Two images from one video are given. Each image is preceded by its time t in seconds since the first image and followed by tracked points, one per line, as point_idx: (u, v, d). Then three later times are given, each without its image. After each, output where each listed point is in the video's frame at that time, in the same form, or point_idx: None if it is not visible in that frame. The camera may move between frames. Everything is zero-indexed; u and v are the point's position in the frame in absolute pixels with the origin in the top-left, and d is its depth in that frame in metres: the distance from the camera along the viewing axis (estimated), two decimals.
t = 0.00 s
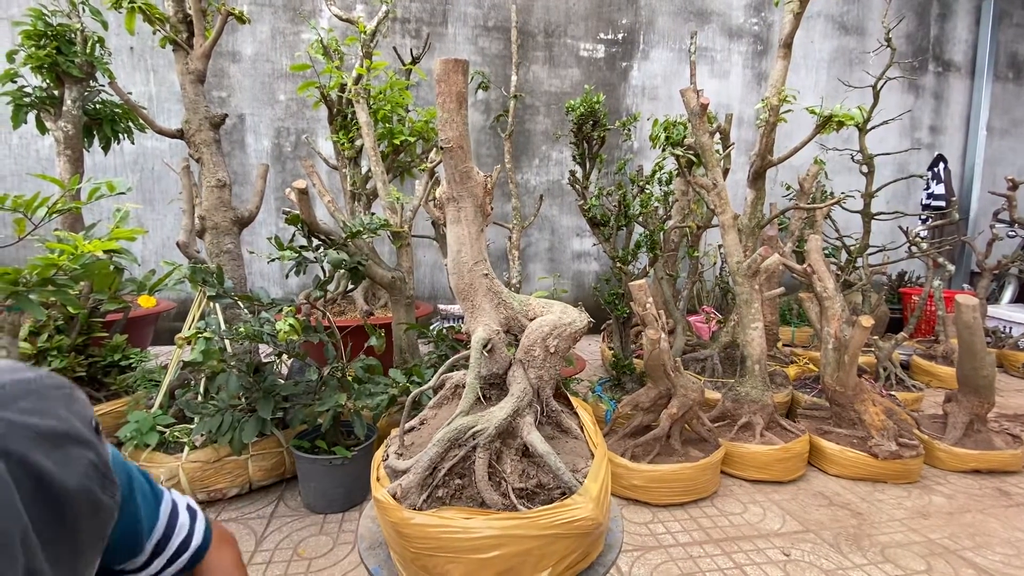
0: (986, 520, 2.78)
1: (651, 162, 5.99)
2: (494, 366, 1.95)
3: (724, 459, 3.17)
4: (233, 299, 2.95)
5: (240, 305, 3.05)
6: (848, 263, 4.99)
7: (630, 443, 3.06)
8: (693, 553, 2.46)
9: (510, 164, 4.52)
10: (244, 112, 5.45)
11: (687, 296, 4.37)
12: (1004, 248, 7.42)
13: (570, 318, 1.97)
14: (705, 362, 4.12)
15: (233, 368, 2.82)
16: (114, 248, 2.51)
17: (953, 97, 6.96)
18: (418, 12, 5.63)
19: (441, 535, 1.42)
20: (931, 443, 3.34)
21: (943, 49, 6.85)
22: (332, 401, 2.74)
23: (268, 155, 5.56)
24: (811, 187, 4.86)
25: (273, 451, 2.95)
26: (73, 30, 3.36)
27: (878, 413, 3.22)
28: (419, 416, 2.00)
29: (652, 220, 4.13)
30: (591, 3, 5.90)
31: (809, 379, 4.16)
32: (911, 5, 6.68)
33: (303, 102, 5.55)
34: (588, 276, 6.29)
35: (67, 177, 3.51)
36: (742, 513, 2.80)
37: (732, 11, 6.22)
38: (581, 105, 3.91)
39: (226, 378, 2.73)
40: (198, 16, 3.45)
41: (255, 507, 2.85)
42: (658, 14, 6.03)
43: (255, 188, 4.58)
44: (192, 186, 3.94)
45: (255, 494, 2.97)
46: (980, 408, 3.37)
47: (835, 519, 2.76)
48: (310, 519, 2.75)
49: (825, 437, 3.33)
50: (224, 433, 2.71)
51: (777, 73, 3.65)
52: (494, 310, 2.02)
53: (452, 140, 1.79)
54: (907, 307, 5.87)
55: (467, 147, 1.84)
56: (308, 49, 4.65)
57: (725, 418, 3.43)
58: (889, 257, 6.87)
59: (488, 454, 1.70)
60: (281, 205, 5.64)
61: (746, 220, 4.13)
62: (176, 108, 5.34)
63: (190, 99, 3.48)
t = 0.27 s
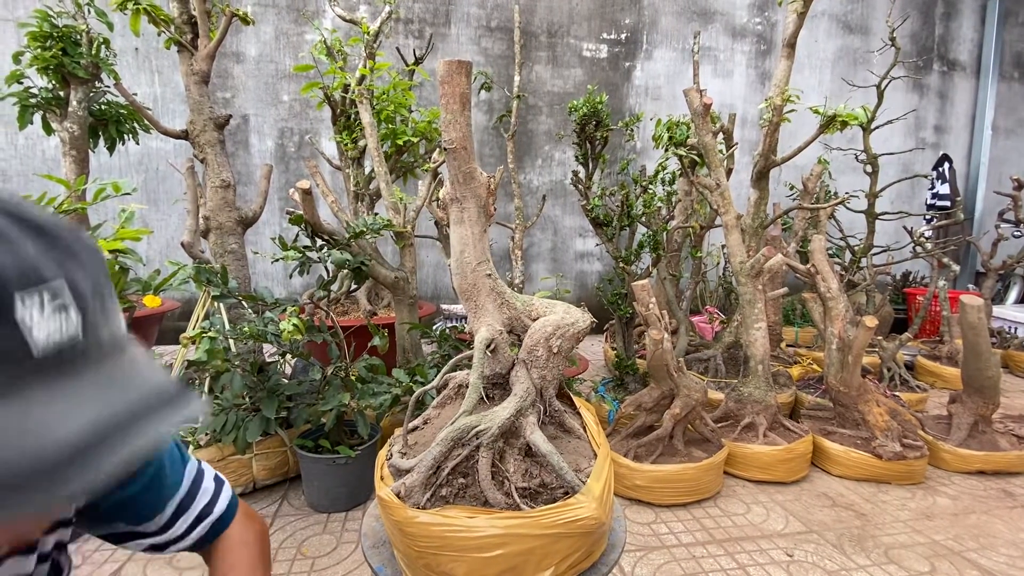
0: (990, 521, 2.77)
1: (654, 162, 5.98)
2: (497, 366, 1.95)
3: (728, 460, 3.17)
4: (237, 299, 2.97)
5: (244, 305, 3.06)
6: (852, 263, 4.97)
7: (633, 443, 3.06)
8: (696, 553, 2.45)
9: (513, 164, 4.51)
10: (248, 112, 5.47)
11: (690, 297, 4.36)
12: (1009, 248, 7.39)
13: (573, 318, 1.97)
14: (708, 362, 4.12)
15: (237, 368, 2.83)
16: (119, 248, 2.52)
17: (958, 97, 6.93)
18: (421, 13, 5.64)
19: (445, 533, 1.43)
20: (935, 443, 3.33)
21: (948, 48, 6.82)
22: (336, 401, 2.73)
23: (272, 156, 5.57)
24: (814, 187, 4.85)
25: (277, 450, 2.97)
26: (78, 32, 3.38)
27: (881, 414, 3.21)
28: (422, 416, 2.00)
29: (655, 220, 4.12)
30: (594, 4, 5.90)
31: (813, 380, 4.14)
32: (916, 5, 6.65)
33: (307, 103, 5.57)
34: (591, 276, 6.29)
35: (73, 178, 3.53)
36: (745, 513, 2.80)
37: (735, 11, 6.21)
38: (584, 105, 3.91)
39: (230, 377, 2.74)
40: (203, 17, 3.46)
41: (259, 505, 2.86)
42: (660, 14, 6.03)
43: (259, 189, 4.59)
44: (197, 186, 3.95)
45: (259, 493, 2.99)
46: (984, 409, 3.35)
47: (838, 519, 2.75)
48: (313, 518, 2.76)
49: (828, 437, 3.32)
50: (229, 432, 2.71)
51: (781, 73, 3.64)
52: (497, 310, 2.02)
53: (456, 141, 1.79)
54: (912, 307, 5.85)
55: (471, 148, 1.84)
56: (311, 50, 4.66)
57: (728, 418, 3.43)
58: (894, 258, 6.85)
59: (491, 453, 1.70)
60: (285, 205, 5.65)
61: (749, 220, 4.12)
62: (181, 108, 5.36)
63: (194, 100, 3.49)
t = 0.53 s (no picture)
0: (997, 522, 2.75)
1: (658, 162, 5.97)
2: (502, 365, 1.95)
3: (732, 460, 3.16)
4: (242, 299, 2.98)
5: (249, 304, 3.06)
6: (857, 262, 4.95)
7: (636, 443, 3.05)
8: (700, 554, 2.45)
9: (516, 164, 4.51)
10: (252, 113, 5.48)
11: (694, 296, 4.35)
12: (1016, 248, 7.34)
13: (579, 318, 1.96)
14: (712, 362, 4.11)
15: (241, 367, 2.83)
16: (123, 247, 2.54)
17: (964, 96, 6.90)
18: (424, 13, 5.64)
19: (450, 532, 1.43)
20: (940, 444, 3.32)
21: (953, 47, 6.79)
22: (340, 400, 2.73)
23: (276, 156, 5.59)
24: (819, 187, 4.83)
25: (282, 449, 2.98)
26: (83, 32, 3.39)
27: (887, 415, 3.19)
28: (427, 415, 2.00)
29: (659, 220, 4.11)
30: (597, 3, 5.89)
31: (817, 380, 4.13)
32: (921, 3, 6.63)
33: (311, 103, 5.58)
34: (594, 276, 6.28)
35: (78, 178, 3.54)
36: (749, 514, 2.79)
37: (739, 10, 6.20)
38: (587, 105, 3.91)
39: (235, 377, 2.75)
40: (208, 17, 3.47)
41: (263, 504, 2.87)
42: (664, 13, 6.01)
43: (262, 188, 4.60)
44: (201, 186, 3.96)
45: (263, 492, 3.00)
46: (990, 410, 3.34)
47: (843, 520, 2.74)
48: (317, 517, 2.77)
49: (833, 438, 3.30)
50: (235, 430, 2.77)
51: (785, 72, 3.62)
52: (502, 309, 2.02)
53: (461, 141, 1.79)
54: (917, 307, 5.83)
55: (476, 148, 1.84)
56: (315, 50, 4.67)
57: (732, 419, 3.42)
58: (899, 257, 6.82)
59: (497, 452, 1.70)
60: (289, 205, 5.66)
61: (753, 220, 4.10)
62: (186, 109, 5.38)
63: (199, 100, 3.50)
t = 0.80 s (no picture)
0: (1003, 524, 2.73)
1: (661, 162, 5.96)
2: (509, 365, 1.95)
3: (736, 461, 3.15)
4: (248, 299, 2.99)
5: (254, 304, 3.08)
6: (862, 262, 4.94)
7: (641, 444, 3.05)
8: (704, 554, 2.44)
9: (519, 164, 4.50)
10: (256, 113, 5.49)
11: (698, 297, 4.34)
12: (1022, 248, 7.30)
13: (585, 318, 1.96)
14: (716, 363, 4.10)
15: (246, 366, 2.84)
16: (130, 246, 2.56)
17: (970, 96, 6.87)
18: (428, 13, 5.64)
19: (457, 531, 1.44)
20: (946, 445, 3.30)
21: (959, 46, 6.75)
22: (345, 400, 2.74)
23: (280, 156, 5.60)
24: (824, 187, 4.82)
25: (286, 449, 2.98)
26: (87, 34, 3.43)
27: (892, 415, 3.18)
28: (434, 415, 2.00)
29: (663, 220, 4.10)
30: (601, 3, 5.88)
31: (822, 381, 4.12)
32: (927, 2, 6.60)
33: (315, 103, 5.59)
34: (598, 276, 6.27)
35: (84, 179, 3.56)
36: (754, 514, 2.78)
37: (743, 9, 6.18)
38: (591, 105, 3.91)
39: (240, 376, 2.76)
40: (213, 18, 3.48)
41: (268, 504, 2.88)
42: (668, 13, 6.00)
43: (267, 188, 4.61)
44: (206, 186, 3.98)
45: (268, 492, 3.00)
46: (997, 411, 3.32)
47: (848, 521, 2.73)
48: (322, 516, 2.77)
49: (838, 438, 3.29)
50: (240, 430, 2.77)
51: (790, 72, 3.61)
52: (509, 309, 2.02)
53: (467, 142, 1.80)
54: (922, 307, 5.80)
55: (482, 149, 1.85)
56: (319, 50, 4.68)
57: (736, 419, 3.41)
58: (904, 258, 6.79)
59: (504, 452, 1.70)
60: (293, 205, 5.68)
61: (757, 220, 4.09)
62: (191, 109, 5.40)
63: (205, 101, 3.51)
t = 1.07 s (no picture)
0: (1008, 525, 2.72)
1: (664, 162, 5.95)
2: (512, 365, 1.95)
3: (739, 461, 3.14)
4: (252, 299, 3.01)
5: (258, 304, 3.09)
6: (866, 263, 4.92)
7: (643, 444, 3.04)
8: (707, 555, 2.44)
9: (522, 164, 4.50)
10: (260, 114, 5.51)
11: (701, 297, 4.33)
12: None
13: (588, 319, 1.94)
14: (719, 363, 4.09)
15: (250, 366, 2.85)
16: (135, 246, 2.58)
17: (975, 95, 6.84)
18: (431, 14, 5.65)
19: (460, 531, 1.44)
20: (951, 446, 3.28)
21: (964, 46, 6.72)
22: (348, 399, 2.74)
23: (284, 156, 5.62)
24: (828, 187, 4.81)
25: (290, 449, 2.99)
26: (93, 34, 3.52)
27: (896, 416, 3.17)
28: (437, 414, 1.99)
29: (666, 220, 4.10)
30: (604, 3, 5.88)
31: (825, 381, 4.10)
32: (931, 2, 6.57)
33: (318, 104, 5.60)
34: (601, 276, 6.27)
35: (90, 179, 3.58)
36: (757, 515, 2.77)
37: (747, 9, 6.17)
38: (594, 105, 3.91)
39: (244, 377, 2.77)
40: (217, 20, 3.49)
41: (271, 503, 2.88)
42: (671, 13, 6.00)
43: (270, 189, 4.63)
44: (210, 186, 3.99)
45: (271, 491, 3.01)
46: (1002, 412, 3.30)
47: (852, 522, 2.72)
48: (325, 516, 2.78)
49: (842, 439, 3.28)
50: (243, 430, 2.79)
51: (793, 72, 3.60)
52: (512, 310, 2.01)
53: (471, 143, 1.80)
54: (927, 308, 5.78)
55: (486, 150, 1.85)
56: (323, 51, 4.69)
57: (740, 420, 3.40)
58: (908, 258, 6.76)
59: (507, 452, 1.70)
60: (297, 206, 5.69)
61: (761, 220, 4.08)
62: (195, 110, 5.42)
63: (209, 102, 3.53)
